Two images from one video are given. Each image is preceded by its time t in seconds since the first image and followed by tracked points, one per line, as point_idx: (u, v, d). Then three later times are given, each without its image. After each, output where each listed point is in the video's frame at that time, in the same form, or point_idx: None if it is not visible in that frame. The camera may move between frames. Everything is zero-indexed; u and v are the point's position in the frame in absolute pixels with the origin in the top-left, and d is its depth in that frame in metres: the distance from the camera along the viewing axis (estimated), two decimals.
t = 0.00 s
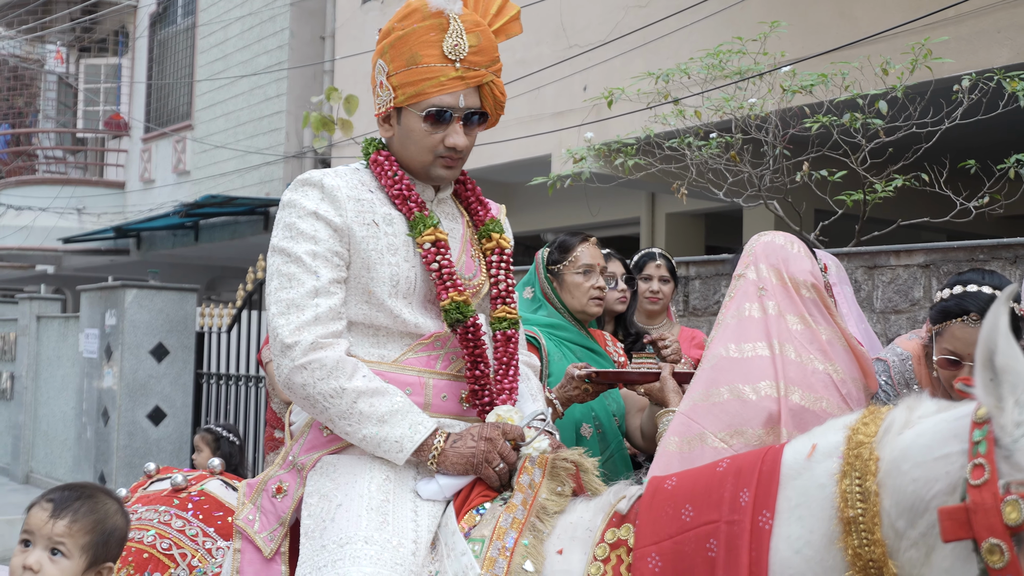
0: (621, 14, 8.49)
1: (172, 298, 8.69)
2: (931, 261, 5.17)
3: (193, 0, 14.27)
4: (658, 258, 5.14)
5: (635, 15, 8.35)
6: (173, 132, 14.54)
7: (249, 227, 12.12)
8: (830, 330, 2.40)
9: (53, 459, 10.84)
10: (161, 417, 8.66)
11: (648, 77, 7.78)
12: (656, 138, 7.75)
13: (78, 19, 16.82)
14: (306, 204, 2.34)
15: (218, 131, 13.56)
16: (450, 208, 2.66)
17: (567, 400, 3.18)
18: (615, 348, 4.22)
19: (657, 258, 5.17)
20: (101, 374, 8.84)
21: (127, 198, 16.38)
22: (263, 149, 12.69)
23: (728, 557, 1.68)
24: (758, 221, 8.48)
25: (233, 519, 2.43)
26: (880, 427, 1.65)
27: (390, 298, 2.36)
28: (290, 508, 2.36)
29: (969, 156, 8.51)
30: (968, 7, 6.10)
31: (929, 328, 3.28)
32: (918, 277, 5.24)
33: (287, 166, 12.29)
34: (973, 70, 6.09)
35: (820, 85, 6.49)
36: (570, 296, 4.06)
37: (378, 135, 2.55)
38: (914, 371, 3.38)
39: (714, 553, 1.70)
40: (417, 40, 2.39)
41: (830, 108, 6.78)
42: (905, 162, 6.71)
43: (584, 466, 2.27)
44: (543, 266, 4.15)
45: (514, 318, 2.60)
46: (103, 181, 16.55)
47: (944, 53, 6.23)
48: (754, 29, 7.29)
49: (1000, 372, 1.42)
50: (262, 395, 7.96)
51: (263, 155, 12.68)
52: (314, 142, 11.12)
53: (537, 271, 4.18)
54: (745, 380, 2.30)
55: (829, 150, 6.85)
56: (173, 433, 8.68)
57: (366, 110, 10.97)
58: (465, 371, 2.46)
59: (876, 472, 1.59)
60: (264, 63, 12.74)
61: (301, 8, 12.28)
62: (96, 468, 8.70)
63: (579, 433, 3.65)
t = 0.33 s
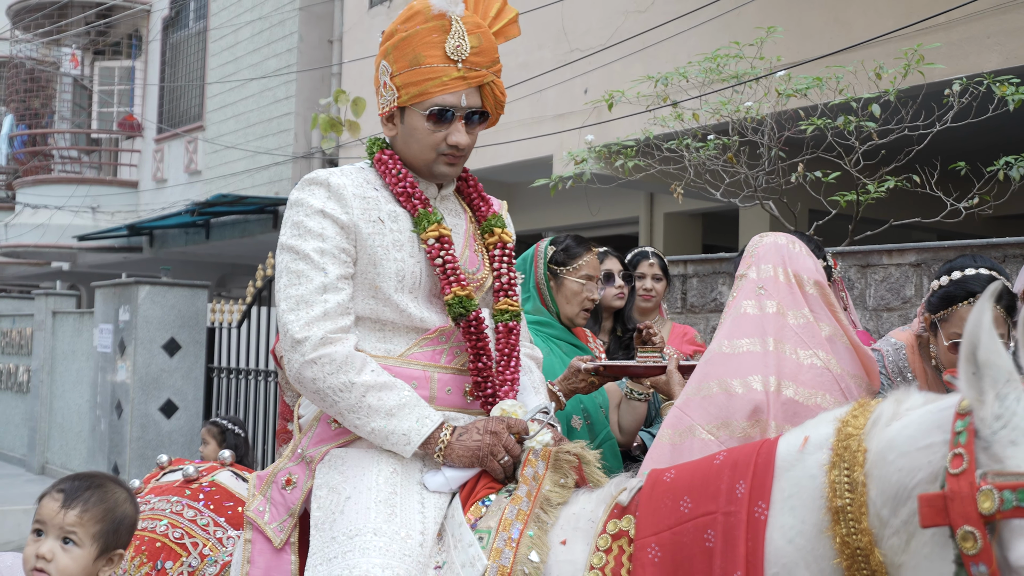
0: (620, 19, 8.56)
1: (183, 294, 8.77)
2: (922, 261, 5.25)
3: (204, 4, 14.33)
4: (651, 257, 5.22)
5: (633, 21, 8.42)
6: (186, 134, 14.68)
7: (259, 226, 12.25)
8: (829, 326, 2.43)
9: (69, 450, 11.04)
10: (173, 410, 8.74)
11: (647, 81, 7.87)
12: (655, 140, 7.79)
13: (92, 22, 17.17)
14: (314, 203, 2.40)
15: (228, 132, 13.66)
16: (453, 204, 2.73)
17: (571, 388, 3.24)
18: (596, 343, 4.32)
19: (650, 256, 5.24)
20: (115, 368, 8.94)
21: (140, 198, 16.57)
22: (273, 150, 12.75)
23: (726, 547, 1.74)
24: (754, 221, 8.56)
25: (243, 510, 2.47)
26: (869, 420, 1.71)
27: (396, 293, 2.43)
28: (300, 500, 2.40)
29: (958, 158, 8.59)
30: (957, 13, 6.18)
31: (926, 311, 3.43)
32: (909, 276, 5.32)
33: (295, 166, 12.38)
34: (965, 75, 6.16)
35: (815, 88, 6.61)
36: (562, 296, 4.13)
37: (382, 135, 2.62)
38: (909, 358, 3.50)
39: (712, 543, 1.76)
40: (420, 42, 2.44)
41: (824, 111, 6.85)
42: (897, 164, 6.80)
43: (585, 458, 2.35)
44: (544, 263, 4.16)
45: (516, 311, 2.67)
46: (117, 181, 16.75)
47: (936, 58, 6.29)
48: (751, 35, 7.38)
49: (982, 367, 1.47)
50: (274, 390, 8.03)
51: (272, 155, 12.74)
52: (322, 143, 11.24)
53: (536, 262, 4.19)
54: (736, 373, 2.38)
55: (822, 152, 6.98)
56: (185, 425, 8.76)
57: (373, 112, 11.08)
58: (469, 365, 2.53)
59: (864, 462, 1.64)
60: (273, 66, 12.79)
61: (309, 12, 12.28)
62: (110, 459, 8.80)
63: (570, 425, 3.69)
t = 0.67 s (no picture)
0: (620, 25, 8.65)
1: (195, 291, 8.87)
2: (912, 260, 5.33)
3: (215, 9, 14.53)
4: (644, 256, 5.18)
5: (633, 26, 8.50)
6: (197, 135, 14.82)
7: (268, 224, 12.38)
8: (813, 321, 2.49)
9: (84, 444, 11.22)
10: (184, 403, 8.85)
11: (645, 84, 7.96)
12: (653, 142, 7.89)
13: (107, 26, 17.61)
14: (323, 202, 2.48)
15: (239, 133, 13.77)
16: (457, 204, 2.81)
17: (577, 379, 3.27)
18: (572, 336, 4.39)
19: (642, 255, 5.21)
20: (128, 363, 9.03)
21: (153, 197, 16.79)
22: (281, 151, 12.83)
23: (721, 537, 1.82)
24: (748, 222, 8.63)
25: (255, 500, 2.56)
26: (854, 411, 1.79)
27: (403, 290, 2.51)
28: (309, 491, 2.47)
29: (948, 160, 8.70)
30: (947, 20, 6.25)
31: (926, 306, 3.62)
32: (900, 275, 5.40)
33: (304, 167, 12.48)
34: (953, 79, 6.24)
35: (808, 92, 6.69)
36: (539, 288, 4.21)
37: (389, 136, 2.69)
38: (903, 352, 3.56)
39: (707, 533, 1.84)
40: (427, 46, 2.51)
41: (817, 114, 6.95)
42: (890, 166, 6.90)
43: (586, 451, 2.42)
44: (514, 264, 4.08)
45: (518, 307, 2.74)
46: (130, 181, 16.98)
47: (926, 63, 6.37)
48: (746, 39, 7.46)
49: (958, 352, 1.55)
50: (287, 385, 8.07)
51: (281, 156, 12.82)
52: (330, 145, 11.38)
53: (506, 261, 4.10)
54: (720, 370, 2.48)
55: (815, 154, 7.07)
56: (195, 418, 8.89)
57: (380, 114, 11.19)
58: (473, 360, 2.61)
59: (851, 452, 1.72)
60: (282, 70, 12.89)
61: (318, 17, 12.45)
62: (123, 452, 8.92)
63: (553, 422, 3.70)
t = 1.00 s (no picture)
0: (616, 30, 8.76)
1: (206, 288, 8.98)
2: (901, 258, 5.41)
3: (224, 15, 14.77)
4: (633, 256, 5.22)
5: (631, 31, 8.60)
6: (206, 137, 15.03)
7: (276, 224, 12.59)
8: (788, 316, 2.62)
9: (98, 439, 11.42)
10: (195, 398, 8.91)
11: (642, 87, 8.06)
12: (649, 144, 7.98)
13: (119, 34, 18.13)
14: (330, 204, 2.56)
15: (248, 135, 13.95)
16: (460, 208, 2.89)
17: (590, 352, 3.43)
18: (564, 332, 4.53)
19: (632, 255, 5.24)
20: (141, 359, 9.10)
21: (164, 198, 17.10)
22: (288, 153, 12.97)
23: (716, 526, 1.84)
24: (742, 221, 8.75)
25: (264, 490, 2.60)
26: (852, 408, 1.81)
27: (408, 289, 2.59)
28: (316, 482, 2.53)
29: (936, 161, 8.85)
30: (936, 24, 6.34)
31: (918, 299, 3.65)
32: (888, 273, 5.48)
33: (310, 169, 12.70)
34: (939, 83, 6.34)
35: (800, 95, 6.75)
36: (527, 290, 4.24)
37: (395, 141, 2.78)
38: (895, 345, 3.63)
39: (702, 523, 1.87)
40: (433, 54, 2.59)
41: (809, 117, 7.03)
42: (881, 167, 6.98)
43: (585, 444, 2.47)
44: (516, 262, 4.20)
45: (518, 307, 2.83)
46: (143, 182, 17.37)
47: (915, 66, 6.46)
48: (739, 43, 7.55)
49: (958, 361, 1.54)
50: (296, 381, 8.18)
51: (287, 159, 12.94)
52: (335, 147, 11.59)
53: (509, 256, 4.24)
54: (699, 365, 2.61)
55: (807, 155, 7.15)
56: (206, 413, 8.95)
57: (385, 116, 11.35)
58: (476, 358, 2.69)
59: (847, 448, 1.73)
60: (289, 74, 13.05)
61: (324, 23, 12.60)
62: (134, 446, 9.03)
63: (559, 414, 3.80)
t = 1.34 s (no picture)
0: (615, 36, 8.88)
1: (216, 288, 9.12)
2: (890, 257, 5.49)
3: (234, 22, 15.16)
4: (626, 255, 5.34)
5: (628, 37, 8.73)
6: (217, 141, 15.50)
7: (285, 226, 12.83)
8: (785, 312, 2.73)
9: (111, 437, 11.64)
10: (207, 394, 9.05)
11: (638, 92, 8.20)
12: (646, 147, 8.13)
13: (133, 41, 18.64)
14: (341, 206, 2.65)
15: (257, 139, 14.35)
16: (466, 210, 2.98)
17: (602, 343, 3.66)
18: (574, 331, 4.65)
19: (625, 255, 5.36)
20: (154, 356, 9.24)
21: (176, 200, 17.54)
22: (298, 156, 13.34)
23: (708, 513, 1.94)
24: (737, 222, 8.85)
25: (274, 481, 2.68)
26: (835, 396, 1.91)
27: (415, 289, 2.68)
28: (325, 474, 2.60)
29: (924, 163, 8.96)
30: (923, 29, 6.46)
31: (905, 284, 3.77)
32: (878, 271, 5.57)
33: (318, 171, 12.95)
34: (930, 87, 6.44)
35: (792, 99, 6.88)
36: (538, 294, 4.38)
37: (403, 145, 2.87)
38: (883, 332, 3.73)
39: (696, 512, 1.96)
40: (437, 57, 2.69)
41: (801, 120, 7.15)
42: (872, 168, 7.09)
43: (584, 438, 2.56)
44: (531, 265, 4.32)
45: (522, 308, 2.91)
46: (156, 184, 18.00)
47: (904, 72, 6.56)
48: (733, 49, 7.72)
49: (931, 340, 1.60)
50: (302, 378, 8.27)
51: (297, 161, 13.31)
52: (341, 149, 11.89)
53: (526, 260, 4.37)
54: (703, 356, 2.68)
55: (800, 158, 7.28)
56: (218, 409, 9.07)
57: (390, 121, 11.61)
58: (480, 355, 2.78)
59: (831, 433, 1.82)
60: (298, 79, 13.37)
61: (331, 30, 12.95)
62: (149, 440, 9.20)
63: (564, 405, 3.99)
